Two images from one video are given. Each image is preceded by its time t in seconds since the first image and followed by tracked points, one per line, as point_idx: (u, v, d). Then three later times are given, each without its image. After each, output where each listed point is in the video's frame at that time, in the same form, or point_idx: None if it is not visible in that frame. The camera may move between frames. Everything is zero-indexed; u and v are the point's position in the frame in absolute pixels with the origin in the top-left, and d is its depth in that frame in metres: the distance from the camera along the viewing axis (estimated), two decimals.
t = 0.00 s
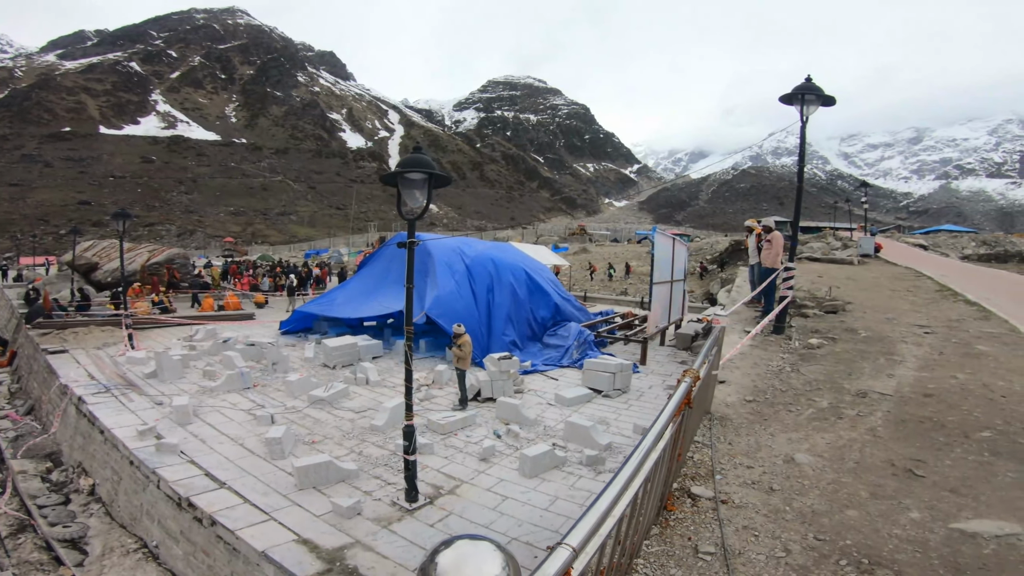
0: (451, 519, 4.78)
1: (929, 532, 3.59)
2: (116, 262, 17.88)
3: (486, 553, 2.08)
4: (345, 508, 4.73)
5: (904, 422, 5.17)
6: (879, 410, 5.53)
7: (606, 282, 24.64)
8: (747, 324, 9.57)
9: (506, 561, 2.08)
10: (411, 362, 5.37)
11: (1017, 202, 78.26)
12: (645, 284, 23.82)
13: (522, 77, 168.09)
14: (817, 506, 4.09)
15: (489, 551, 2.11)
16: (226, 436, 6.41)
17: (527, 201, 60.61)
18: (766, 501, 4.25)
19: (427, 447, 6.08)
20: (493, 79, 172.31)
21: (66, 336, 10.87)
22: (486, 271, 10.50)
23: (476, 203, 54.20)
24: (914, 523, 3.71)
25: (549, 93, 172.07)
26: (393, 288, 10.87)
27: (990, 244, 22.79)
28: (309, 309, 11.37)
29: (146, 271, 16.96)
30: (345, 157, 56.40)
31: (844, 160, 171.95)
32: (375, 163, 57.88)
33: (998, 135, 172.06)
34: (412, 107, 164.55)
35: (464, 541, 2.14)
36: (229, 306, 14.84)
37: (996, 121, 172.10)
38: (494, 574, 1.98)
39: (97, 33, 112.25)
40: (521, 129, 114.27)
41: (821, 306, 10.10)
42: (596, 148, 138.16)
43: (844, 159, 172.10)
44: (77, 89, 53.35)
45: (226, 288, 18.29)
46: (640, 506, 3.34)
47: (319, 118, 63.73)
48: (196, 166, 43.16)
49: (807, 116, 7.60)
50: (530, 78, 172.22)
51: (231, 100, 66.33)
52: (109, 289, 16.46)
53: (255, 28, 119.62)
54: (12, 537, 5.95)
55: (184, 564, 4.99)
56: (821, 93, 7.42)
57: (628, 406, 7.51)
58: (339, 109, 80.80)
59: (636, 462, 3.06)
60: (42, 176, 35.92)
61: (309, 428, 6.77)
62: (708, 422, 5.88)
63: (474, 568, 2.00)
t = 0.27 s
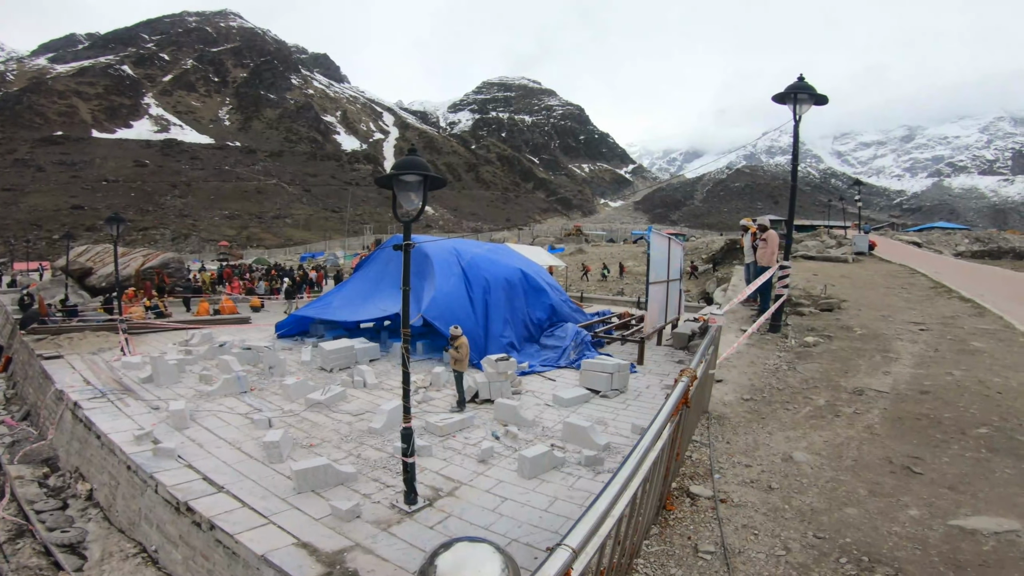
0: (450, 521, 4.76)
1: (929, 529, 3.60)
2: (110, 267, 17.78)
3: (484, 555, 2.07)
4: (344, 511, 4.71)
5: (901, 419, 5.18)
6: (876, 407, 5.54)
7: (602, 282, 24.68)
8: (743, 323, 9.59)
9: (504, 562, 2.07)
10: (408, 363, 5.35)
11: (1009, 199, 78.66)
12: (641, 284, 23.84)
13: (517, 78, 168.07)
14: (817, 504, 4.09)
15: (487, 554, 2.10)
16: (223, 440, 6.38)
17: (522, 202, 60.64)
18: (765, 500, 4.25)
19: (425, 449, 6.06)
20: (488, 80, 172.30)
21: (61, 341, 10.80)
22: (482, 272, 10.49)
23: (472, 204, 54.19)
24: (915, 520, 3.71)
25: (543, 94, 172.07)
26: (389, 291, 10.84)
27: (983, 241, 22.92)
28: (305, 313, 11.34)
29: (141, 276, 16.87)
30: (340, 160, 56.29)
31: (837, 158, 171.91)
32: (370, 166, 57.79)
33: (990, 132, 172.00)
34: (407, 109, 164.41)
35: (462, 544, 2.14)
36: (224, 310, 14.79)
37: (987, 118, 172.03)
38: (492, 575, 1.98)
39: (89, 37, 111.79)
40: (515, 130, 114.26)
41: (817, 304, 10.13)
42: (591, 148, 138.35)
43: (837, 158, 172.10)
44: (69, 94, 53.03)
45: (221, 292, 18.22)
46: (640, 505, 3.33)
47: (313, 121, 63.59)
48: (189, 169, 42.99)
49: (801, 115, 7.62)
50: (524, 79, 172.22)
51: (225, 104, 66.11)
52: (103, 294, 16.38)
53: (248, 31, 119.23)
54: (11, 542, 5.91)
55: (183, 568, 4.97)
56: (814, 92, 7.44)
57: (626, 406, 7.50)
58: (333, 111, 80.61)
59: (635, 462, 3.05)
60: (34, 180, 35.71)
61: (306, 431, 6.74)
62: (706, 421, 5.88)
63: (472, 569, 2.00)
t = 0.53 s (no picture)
0: (447, 523, 4.76)
1: (922, 527, 3.63)
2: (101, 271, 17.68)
3: (474, 559, 2.08)
4: (340, 514, 4.70)
5: (894, 417, 5.23)
6: (867, 406, 5.59)
7: (597, 283, 24.73)
8: (736, 322, 9.64)
9: (495, 564, 2.08)
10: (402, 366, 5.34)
11: (998, 197, 79.32)
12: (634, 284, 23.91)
13: (509, 79, 168.05)
14: (810, 503, 4.12)
15: (476, 557, 2.10)
16: (217, 444, 6.35)
17: (516, 203, 60.65)
18: (759, 499, 4.28)
19: (421, 452, 6.06)
20: (481, 81, 172.21)
21: (53, 346, 10.71)
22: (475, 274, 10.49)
23: (466, 206, 54.17)
24: (907, 519, 3.75)
25: (536, 95, 172.01)
26: (383, 293, 10.81)
27: (972, 239, 23.12)
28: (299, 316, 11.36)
29: (133, 279, 16.79)
30: (333, 162, 56.11)
31: (828, 158, 171.85)
32: (363, 168, 57.64)
33: (978, 130, 171.97)
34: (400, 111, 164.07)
35: (451, 547, 2.15)
36: (217, 314, 14.72)
37: (975, 117, 172.02)
38: None
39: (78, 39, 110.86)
40: (509, 132, 114.25)
41: (809, 303, 10.20)
42: (584, 149, 138.46)
43: (828, 157, 172.02)
44: (58, 96, 52.59)
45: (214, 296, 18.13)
46: (634, 506, 3.35)
47: (305, 123, 63.37)
48: (181, 172, 42.72)
49: (791, 116, 7.68)
50: (517, 79, 172.22)
51: (216, 106, 65.75)
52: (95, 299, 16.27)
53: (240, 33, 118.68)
54: (5, 547, 5.86)
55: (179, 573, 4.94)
56: (803, 92, 7.51)
57: (621, 406, 7.53)
58: (325, 113, 80.36)
59: (627, 463, 3.06)
60: (23, 184, 35.36)
61: (301, 435, 6.72)
62: (700, 421, 5.91)
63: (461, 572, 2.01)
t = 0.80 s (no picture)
0: (442, 528, 4.75)
1: (914, 526, 3.67)
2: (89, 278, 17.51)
3: (466, 564, 2.09)
4: (335, 520, 4.68)
5: (884, 417, 5.28)
6: (858, 405, 5.65)
7: (589, 286, 24.78)
8: (728, 323, 9.69)
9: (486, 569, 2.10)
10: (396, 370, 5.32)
11: (984, 196, 80.10)
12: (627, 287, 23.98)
13: (501, 83, 168.20)
14: (803, 503, 4.15)
15: (466, 562, 2.11)
16: (209, 451, 6.30)
17: (508, 207, 60.66)
18: (752, 499, 4.31)
19: (415, 456, 6.05)
20: (472, 85, 172.31)
21: (41, 354, 10.59)
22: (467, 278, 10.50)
23: (458, 210, 54.15)
24: (900, 517, 3.79)
25: (527, 98, 172.01)
26: (374, 298, 10.77)
27: (960, 238, 23.39)
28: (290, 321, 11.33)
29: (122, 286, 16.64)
30: (324, 167, 55.91)
31: (817, 159, 171.94)
32: (355, 173, 57.47)
33: (963, 131, 172.00)
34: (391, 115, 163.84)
35: (442, 552, 2.17)
36: (207, 321, 14.60)
37: (960, 117, 172.12)
38: None
39: (65, 44, 110.07)
40: (500, 135, 114.35)
41: (800, 304, 10.28)
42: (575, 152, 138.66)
43: (817, 158, 172.11)
44: (44, 102, 52.04)
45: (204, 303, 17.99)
46: (627, 507, 3.37)
47: (296, 127, 63.13)
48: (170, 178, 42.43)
49: (778, 117, 7.77)
50: (508, 83, 172.43)
51: (206, 111, 65.36)
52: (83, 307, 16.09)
53: (229, 38, 118.24)
54: None
55: None
56: (791, 94, 7.59)
57: (615, 409, 7.54)
58: (316, 118, 80.09)
59: (621, 465, 3.08)
60: (9, 190, 34.96)
61: (295, 441, 6.69)
62: (693, 423, 5.94)
63: None
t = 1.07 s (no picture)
0: (439, 530, 4.73)
1: (911, 527, 3.67)
2: (83, 279, 17.43)
3: (467, 567, 2.07)
4: (330, 521, 4.65)
5: (880, 418, 5.29)
6: (854, 406, 5.66)
7: (586, 288, 24.80)
8: (723, 325, 9.70)
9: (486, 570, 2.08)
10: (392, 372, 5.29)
11: (978, 199, 80.38)
12: (623, 288, 24.02)
13: (497, 84, 168.20)
14: (800, 504, 4.15)
15: (468, 563, 2.10)
16: (203, 452, 6.26)
17: (504, 209, 60.64)
18: (749, 500, 4.32)
19: (412, 458, 6.02)
20: (468, 87, 172.30)
21: (34, 355, 10.51)
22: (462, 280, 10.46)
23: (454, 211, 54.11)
24: (896, 518, 3.80)
25: (524, 100, 172.08)
26: (369, 299, 10.71)
27: (954, 241, 23.50)
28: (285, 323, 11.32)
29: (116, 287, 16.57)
30: (320, 168, 55.78)
31: (812, 162, 171.94)
32: (351, 174, 57.38)
33: (956, 134, 171.50)
34: (387, 116, 163.75)
35: (443, 554, 2.14)
36: (202, 321, 14.53)
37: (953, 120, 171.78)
38: None
39: (60, 44, 109.54)
40: (497, 137, 114.38)
41: (795, 305, 10.31)
42: (572, 154, 138.66)
43: (812, 161, 172.05)
44: (38, 101, 51.74)
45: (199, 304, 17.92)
46: (626, 509, 3.36)
47: (292, 128, 63.02)
48: (165, 178, 42.27)
49: (775, 119, 7.77)
50: (505, 85, 172.47)
51: (201, 111, 65.15)
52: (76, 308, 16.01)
53: (226, 38, 117.95)
54: None
55: None
56: (787, 97, 7.62)
57: (611, 411, 7.54)
58: (312, 119, 79.93)
59: (619, 467, 3.06)
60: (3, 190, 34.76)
61: (290, 442, 6.65)
62: (690, 425, 5.93)
63: None
